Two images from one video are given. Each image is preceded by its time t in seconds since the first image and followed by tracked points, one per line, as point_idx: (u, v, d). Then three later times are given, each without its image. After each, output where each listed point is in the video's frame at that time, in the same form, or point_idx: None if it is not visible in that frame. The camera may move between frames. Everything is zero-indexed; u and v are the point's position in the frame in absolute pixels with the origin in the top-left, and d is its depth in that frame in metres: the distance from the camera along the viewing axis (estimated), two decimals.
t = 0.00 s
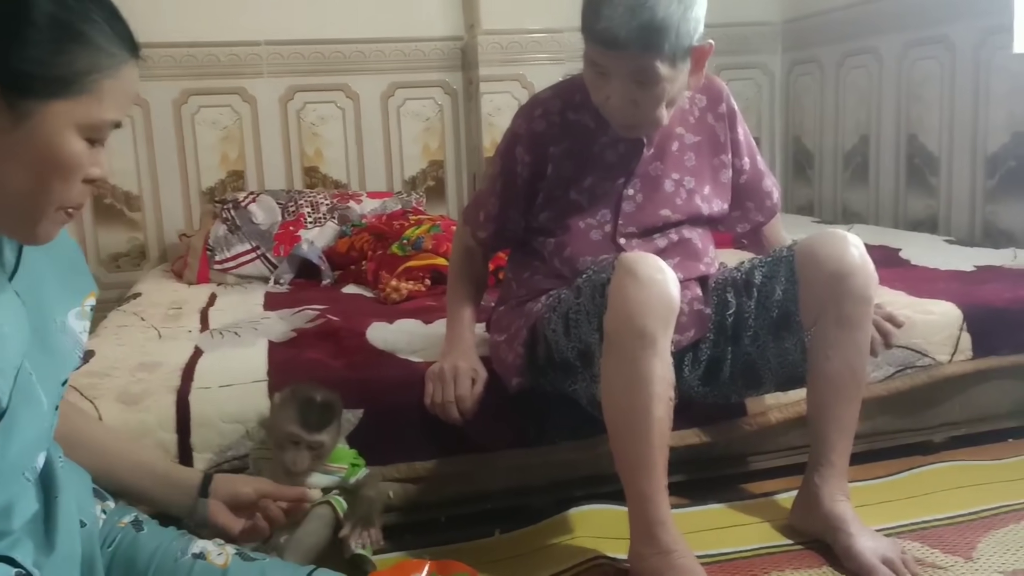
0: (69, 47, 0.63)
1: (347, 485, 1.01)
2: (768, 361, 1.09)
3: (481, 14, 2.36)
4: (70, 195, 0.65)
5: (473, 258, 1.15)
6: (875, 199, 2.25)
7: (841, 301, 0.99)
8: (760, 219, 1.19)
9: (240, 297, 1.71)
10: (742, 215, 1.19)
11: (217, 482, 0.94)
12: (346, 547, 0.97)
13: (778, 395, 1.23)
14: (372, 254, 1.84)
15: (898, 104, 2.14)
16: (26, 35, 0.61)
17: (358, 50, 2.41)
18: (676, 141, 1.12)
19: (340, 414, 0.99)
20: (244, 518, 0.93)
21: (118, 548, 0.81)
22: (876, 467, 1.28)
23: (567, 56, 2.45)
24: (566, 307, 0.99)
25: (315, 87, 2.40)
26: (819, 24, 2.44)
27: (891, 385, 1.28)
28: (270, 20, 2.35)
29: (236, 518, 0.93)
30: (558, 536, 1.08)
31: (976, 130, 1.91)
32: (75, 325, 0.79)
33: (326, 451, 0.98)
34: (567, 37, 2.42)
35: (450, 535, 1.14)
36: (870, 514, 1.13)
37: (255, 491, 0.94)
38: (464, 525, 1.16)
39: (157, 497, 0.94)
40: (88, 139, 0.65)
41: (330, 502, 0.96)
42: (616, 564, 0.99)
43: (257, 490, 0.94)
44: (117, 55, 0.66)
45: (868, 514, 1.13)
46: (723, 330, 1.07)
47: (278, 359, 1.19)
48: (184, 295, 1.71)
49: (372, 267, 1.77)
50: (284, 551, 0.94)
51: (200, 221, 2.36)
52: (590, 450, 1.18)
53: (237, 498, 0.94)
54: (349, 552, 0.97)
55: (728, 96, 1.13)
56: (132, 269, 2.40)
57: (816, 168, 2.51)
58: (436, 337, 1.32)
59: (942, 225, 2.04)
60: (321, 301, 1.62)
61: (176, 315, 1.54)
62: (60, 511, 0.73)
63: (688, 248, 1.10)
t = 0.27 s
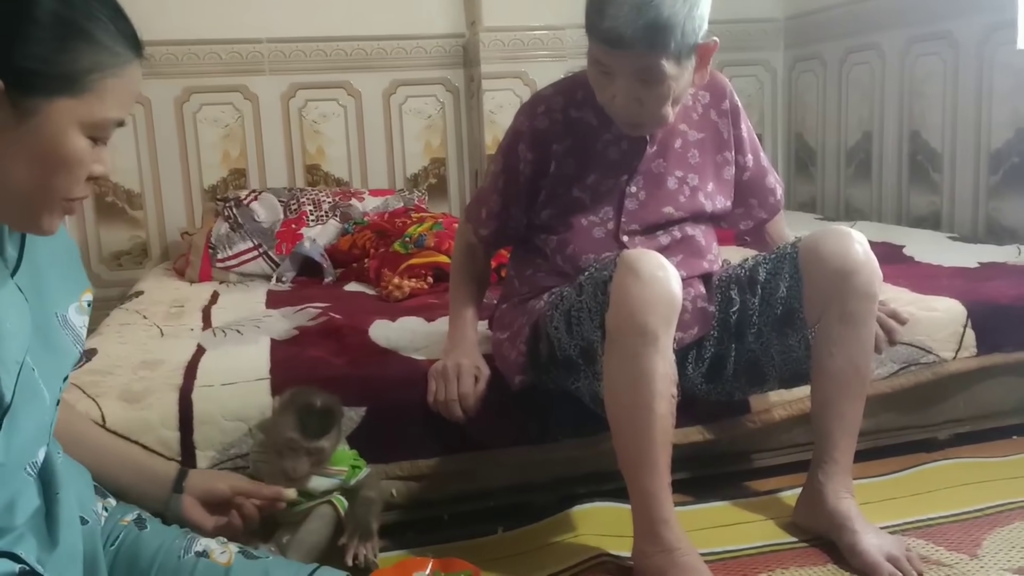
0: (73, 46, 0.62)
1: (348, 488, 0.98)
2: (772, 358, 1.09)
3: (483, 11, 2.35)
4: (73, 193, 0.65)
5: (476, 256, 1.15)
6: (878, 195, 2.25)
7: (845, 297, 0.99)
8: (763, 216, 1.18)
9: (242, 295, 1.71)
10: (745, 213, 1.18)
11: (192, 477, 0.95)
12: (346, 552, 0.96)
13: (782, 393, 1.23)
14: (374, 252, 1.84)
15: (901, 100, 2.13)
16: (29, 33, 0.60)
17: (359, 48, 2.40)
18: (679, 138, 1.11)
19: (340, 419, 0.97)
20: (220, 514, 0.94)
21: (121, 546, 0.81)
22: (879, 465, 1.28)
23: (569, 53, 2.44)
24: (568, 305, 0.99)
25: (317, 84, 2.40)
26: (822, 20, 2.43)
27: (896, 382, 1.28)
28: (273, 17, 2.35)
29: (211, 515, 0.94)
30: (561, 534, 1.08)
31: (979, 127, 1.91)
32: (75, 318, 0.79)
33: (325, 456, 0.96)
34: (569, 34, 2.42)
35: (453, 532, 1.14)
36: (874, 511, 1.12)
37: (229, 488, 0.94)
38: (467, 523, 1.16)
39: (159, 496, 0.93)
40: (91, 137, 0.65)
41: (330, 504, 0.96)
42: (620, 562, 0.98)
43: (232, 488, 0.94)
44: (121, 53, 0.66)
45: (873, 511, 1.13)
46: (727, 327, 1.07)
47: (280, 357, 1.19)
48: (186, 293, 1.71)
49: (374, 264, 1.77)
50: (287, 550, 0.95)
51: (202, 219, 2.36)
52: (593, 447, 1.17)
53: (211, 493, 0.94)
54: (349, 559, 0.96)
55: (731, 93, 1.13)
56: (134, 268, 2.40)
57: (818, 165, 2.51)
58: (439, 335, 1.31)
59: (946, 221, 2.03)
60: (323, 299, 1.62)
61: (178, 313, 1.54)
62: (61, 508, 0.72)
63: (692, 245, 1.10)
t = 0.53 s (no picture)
0: (75, 48, 0.62)
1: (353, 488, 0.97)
2: (774, 357, 1.09)
3: (484, 10, 2.34)
4: (72, 194, 0.65)
5: (477, 256, 1.15)
6: (880, 193, 2.24)
7: (847, 296, 0.99)
8: (765, 215, 1.18)
9: (244, 296, 1.71)
10: (747, 212, 1.18)
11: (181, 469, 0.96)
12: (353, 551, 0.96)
13: (785, 392, 1.22)
14: (376, 252, 1.84)
15: (904, 98, 2.12)
16: (29, 34, 0.60)
17: (360, 47, 2.40)
18: (682, 137, 1.11)
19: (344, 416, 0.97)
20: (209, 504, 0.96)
21: (124, 547, 0.80)
22: (882, 463, 1.28)
23: (570, 52, 2.44)
24: (570, 305, 0.99)
25: (318, 85, 2.40)
26: (823, 18, 2.42)
27: (899, 381, 1.28)
28: (273, 18, 2.35)
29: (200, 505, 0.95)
30: (563, 535, 1.08)
31: (982, 124, 1.90)
32: (73, 318, 0.78)
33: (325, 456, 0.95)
34: (571, 33, 2.42)
35: (456, 533, 1.14)
36: (877, 510, 1.12)
37: (217, 477, 0.97)
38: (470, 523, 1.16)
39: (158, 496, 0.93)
40: (93, 139, 0.65)
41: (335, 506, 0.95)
42: (622, 561, 0.98)
43: (220, 476, 0.97)
44: (122, 54, 0.66)
45: (876, 510, 1.13)
46: (729, 326, 1.06)
47: (282, 358, 1.19)
48: (187, 294, 1.71)
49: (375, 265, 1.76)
50: (289, 550, 0.96)
51: (204, 219, 2.36)
52: (595, 447, 1.17)
53: (200, 483, 0.96)
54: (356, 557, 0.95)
55: (734, 91, 1.12)
56: (136, 268, 2.40)
57: (821, 163, 2.51)
58: (441, 335, 1.31)
59: (948, 219, 2.03)
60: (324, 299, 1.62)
61: (180, 314, 1.54)
62: (63, 509, 0.72)
63: (694, 244, 1.10)
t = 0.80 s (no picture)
0: (76, 53, 0.62)
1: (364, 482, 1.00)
2: (778, 356, 1.08)
3: (486, 10, 2.34)
4: (74, 199, 0.65)
5: (480, 256, 1.15)
6: (882, 191, 2.24)
7: (851, 295, 0.98)
8: (768, 213, 1.18)
9: (247, 297, 1.71)
10: (750, 211, 1.18)
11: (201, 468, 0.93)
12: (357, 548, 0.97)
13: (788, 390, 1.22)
14: (378, 252, 1.84)
15: (906, 95, 2.12)
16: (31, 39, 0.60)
17: (361, 48, 2.40)
18: (684, 137, 1.10)
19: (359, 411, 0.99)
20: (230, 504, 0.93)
21: (128, 549, 0.81)
22: (886, 461, 1.28)
23: (571, 51, 2.44)
24: (573, 305, 0.99)
25: (319, 85, 2.40)
26: (825, 16, 2.42)
27: (902, 379, 1.27)
28: (275, 19, 2.35)
29: (220, 505, 0.93)
30: (567, 535, 1.08)
31: (985, 121, 1.90)
32: (77, 321, 0.79)
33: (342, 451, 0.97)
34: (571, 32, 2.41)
35: (460, 533, 1.14)
36: (882, 508, 1.12)
37: (238, 476, 0.94)
38: (474, 524, 1.16)
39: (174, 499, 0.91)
40: (95, 144, 0.65)
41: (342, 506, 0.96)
42: (627, 561, 0.98)
43: (242, 476, 0.93)
44: (123, 58, 0.65)
45: (880, 508, 1.12)
46: (732, 325, 1.06)
47: (285, 359, 1.19)
48: (190, 295, 1.71)
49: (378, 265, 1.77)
50: (294, 550, 0.94)
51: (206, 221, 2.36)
52: (599, 446, 1.17)
53: (222, 484, 0.93)
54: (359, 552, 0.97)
55: (736, 90, 1.12)
56: (139, 270, 2.41)
57: (823, 161, 2.50)
58: (444, 335, 1.31)
59: (951, 216, 2.02)
60: (327, 300, 1.62)
61: (183, 316, 1.54)
62: (68, 512, 0.72)
63: (697, 243, 1.10)
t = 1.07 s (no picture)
0: (77, 58, 0.62)
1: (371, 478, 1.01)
2: (779, 355, 1.09)
3: (486, 10, 2.34)
4: (76, 204, 0.65)
5: (481, 257, 1.15)
6: (884, 189, 2.24)
7: (852, 294, 0.98)
8: (769, 213, 1.18)
9: (249, 299, 1.71)
10: (751, 211, 1.18)
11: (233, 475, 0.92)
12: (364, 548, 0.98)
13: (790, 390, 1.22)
14: (380, 254, 1.84)
15: (907, 93, 2.12)
16: (32, 45, 0.60)
17: (362, 49, 2.40)
18: (684, 138, 1.10)
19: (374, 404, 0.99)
20: (262, 508, 0.92)
21: (131, 552, 0.81)
22: (888, 461, 1.28)
23: (572, 51, 2.44)
24: (573, 306, 0.99)
25: (320, 87, 2.40)
26: (826, 14, 2.42)
27: (904, 378, 1.27)
28: (275, 21, 2.35)
29: (255, 511, 0.92)
30: (569, 535, 1.08)
31: (986, 119, 1.90)
32: (83, 325, 0.79)
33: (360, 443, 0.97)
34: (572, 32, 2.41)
35: (462, 534, 1.14)
36: (884, 507, 1.12)
37: (271, 482, 0.93)
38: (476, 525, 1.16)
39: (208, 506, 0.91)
40: (96, 148, 0.65)
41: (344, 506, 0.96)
42: (629, 562, 0.98)
43: (275, 482, 0.93)
44: (124, 63, 0.66)
45: (882, 508, 1.12)
46: (734, 325, 1.06)
47: (287, 361, 1.19)
48: (193, 297, 1.71)
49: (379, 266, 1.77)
50: (296, 551, 0.95)
51: (208, 223, 2.36)
52: (601, 447, 1.17)
53: (256, 490, 0.92)
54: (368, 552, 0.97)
55: (736, 91, 1.12)
56: (141, 272, 2.41)
57: (824, 159, 2.50)
58: (445, 336, 1.31)
59: (953, 215, 2.02)
60: (329, 302, 1.62)
61: (185, 318, 1.54)
62: (72, 516, 0.73)
63: (698, 244, 1.10)
